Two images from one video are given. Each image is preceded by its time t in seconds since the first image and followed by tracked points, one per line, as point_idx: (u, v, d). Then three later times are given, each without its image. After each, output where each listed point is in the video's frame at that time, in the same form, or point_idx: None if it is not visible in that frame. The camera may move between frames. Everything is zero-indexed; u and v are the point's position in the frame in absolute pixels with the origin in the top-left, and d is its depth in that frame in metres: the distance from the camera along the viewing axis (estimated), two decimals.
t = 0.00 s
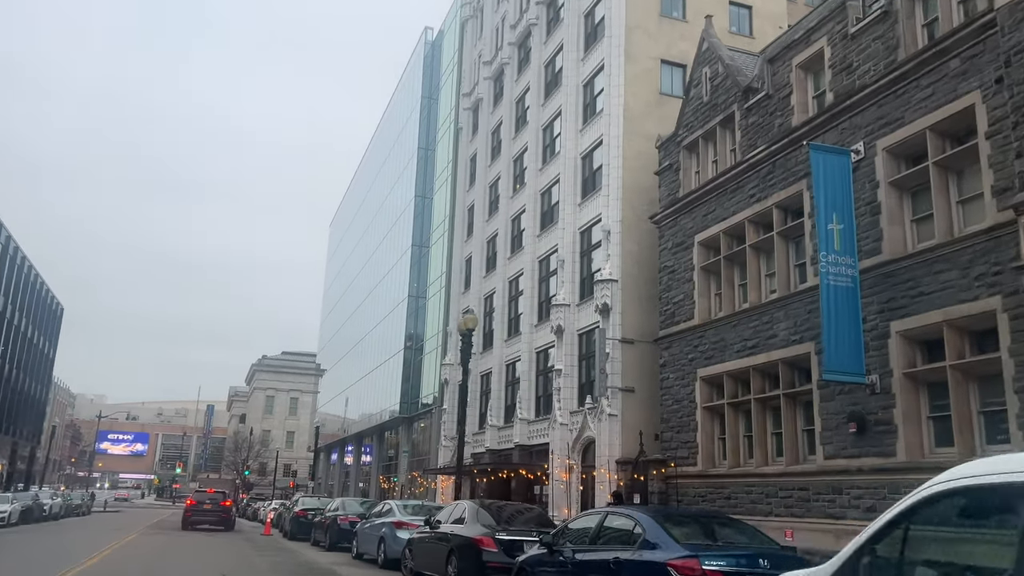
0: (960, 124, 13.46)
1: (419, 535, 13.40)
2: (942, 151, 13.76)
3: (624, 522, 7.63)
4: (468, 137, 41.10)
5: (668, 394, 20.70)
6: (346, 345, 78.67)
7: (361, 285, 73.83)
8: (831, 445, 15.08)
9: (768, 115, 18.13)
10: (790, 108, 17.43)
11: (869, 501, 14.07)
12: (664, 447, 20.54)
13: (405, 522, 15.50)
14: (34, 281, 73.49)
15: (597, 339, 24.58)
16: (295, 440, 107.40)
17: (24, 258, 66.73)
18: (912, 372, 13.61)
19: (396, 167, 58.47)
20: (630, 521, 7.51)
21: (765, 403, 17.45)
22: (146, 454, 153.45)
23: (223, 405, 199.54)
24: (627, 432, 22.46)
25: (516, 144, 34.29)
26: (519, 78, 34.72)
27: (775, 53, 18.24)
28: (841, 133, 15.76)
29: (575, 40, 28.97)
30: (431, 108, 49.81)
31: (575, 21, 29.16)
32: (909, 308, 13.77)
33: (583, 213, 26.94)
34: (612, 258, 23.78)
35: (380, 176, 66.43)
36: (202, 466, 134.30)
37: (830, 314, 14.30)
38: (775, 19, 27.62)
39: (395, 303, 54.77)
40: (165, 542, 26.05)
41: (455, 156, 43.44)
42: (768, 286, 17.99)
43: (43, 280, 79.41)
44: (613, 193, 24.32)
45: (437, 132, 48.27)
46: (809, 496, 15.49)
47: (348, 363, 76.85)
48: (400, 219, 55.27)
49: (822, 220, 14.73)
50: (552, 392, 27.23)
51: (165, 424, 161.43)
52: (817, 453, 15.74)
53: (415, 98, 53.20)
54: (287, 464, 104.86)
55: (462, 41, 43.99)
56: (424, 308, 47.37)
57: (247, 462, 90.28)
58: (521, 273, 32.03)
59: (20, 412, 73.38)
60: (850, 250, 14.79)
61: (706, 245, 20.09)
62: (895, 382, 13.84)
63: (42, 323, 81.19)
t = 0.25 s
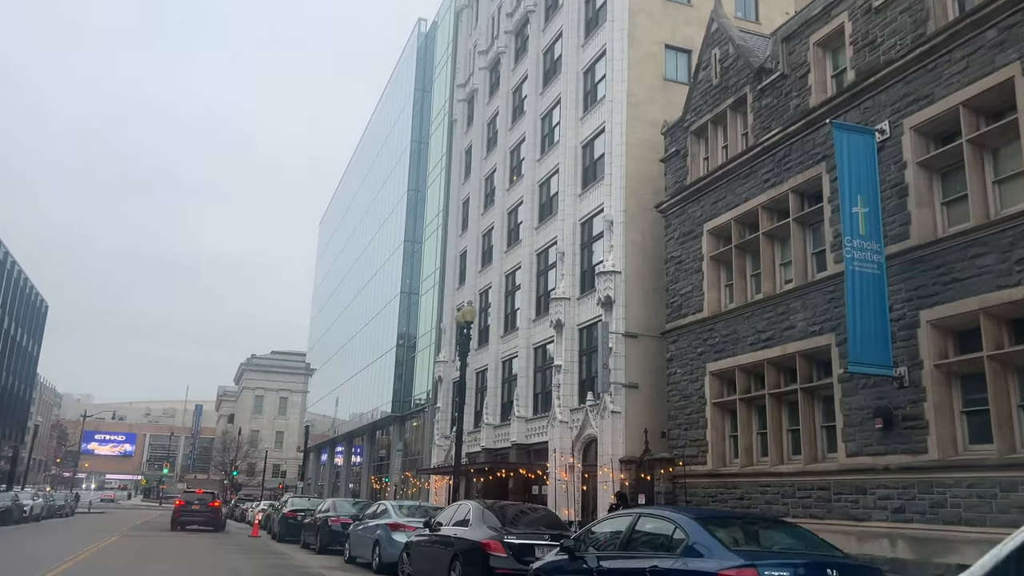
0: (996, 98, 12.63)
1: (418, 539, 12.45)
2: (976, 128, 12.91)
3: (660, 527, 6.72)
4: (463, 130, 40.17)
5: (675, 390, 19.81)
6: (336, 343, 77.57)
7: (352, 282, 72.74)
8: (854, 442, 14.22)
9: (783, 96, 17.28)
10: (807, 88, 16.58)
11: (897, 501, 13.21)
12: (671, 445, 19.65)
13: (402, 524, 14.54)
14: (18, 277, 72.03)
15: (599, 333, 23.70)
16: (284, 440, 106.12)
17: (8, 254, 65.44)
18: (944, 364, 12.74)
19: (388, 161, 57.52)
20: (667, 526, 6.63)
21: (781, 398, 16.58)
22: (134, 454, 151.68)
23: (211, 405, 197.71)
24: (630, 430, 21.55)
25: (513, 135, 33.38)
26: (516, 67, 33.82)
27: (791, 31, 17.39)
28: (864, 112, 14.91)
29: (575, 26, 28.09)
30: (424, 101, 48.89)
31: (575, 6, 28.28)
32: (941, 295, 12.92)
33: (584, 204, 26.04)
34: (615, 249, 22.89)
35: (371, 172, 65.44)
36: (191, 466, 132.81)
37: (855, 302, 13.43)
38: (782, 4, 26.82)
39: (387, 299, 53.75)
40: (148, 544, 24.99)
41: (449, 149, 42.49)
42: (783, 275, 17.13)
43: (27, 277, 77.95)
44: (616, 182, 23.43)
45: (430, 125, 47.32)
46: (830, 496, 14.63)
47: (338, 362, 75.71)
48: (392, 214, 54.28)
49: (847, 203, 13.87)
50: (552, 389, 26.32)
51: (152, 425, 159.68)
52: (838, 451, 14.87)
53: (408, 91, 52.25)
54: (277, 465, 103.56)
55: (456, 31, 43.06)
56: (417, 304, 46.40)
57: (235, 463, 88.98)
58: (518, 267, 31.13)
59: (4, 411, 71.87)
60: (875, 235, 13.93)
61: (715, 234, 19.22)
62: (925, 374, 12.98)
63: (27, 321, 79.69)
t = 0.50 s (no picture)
0: None
1: (420, 542, 11.68)
2: (1013, 107, 12.19)
3: (705, 530, 6.05)
4: (460, 123, 39.40)
5: (684, 386, 19.06)
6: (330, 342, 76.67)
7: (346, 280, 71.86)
8: (880, 440, 13.50)
9: (800, 79, 16.56)
10: (826, 70, 15.87)
11: (927, 502, 12.49)
12: (680, 444, 18.92)
13: (401, 526, 13.75)
14: (7, 274, 70.90)
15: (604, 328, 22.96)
16: (277, 440, 105.10)
17: None
18: (978, 356, 12.03)
19: (383, 157, 56.73)
20: (716, 532, 5.93)
21: (798, 394, 15.87)
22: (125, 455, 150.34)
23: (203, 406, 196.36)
24: (637, 429, 20.81)
25: (513, 126, 32.63)
26: (516, 57, 33.07)
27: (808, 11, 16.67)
28: (889, 93, 14.19)
29: (578, 13, 27.36)
30: (420, 94, 48.12)
31: None
32: (975, 283, 12.20)
33: (587, 195, 25.29)
34: (620, 241, 22.14)
35: (366, 168, 64.65)
36: (182, 466, 131.66)
37: (883, 292, 12.70)
38: None
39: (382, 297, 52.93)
40: (136, 546, 24.12)
41: (446, 142, 41.71)
42: (800, 266, 16.41)
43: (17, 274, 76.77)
44: (622, 171, 22.68)
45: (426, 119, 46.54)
46: (853, 497, 13.93)
47: (332, 361, 74.79)
48: (388, 210, 53.47)
49: (873, 187, 13.14)
50: (554, 386, 25.56)
51: (144, 424, 158.32)
52: (861, 449, 14.15)
53: (404, 86, 51.47)
54: (269, 465, 102.56)
55: (454, 22, 42.29)
56: (413, 301, 45.60)
57: (228, 463, 87.96)
58: (518, 261, 30.35)
59: None
60: (903, 221, 13.20)
61: (726, 224, 18.49)
62: (958, 367, 12.26)
63: (16, 318, 78.50)
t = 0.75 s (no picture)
0: None
1: (425, 546, 10.85)
2: None
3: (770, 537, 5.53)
4: (459, 115, 38.56)
5: (697, 381, 18.25)
6: (325, 340, 75.73)
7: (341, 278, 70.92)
8: (913, 437, 12.69)
9: (823, 58, 15.76)
10: (850, 48, 15.09)
11: (967, 503, 11.70)
12: (693, 442, 18.10)
13: (404, 528, 12.91)
14: None
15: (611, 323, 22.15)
16: (271, 440, 104.04)
17: None
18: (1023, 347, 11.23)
19: (380, 151, 55.87)
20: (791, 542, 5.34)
21: (821, 388, 15.06)
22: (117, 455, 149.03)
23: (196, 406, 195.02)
24: (646, 426, 19.99)
25: (514, 117, 31.82)
26: (517, 45, 32.25)
27: None
28: (921, 69, 13.40)
29: None
30: (418, 87, 47.27)
31: None
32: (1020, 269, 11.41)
33: (592, 186, 24.47)
34: (628, 232, 21.33)
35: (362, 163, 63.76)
36: (175, 467, 130.47)
37: (920, 278, 11.89)
38: None
39: (378, 294, 52.03)
40: (124, 548, 23.22)
41: (444, 135, 40.86)
42: (822, 255, 15.62)
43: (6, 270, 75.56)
44: (630, 160, 21.87)
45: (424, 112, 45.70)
46: (884, 497, 13.13)
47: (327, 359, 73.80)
48: (384, 205, 52.60)
49: (907, 167, 12.33)
50: (558, 382, 24.74)
51: (136, 424, 156.98)
52: (891, 447, 13.36)
53: (401, 79, 50.62)
54: (263, 465, 101.48)
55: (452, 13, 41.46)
56: (410, 298, 44.73)
57: (221, 463, 86.88)
58: (519, 255, 29.52)
59: None
60: (939, 203, 12.39)
61: (742, 212, 17.70)
62: (1001, 359, 11.46)
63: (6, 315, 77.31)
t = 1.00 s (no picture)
0: None
1: (433, 548, 10.15)
2: None
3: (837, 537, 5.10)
4: (460, 107, 37.86)
5: (710, 376, 17.56)
6: (322, 338, 74.95)
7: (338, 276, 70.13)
8: (945, 434, 12.00)
9: (845, 37, 15.09)
10: (874, 27, 14.42)
11: (1005, 504, 11.01)
12: (706, 440, 17.40)
13: (407, 529, 12.22)
14: None
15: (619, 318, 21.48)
16: (267, 440, 103.21)
17: None
18: None
19: (378, 147, 55.18)
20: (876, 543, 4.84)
21: (843, 383, 14.37)
22: (113, 455, 148.15)
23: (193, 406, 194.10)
24: (656, 424, 19.30)
25: (517, 108, 31.13)
26: (520, 35, 31.59)
27: None
28: (953, 45, 12.73)
29: None
30: (417, 80, 46.58)
31: None
32: None
33: (599, 176, 23.78)
34: (637, 223, 20.65)
35: (360, 159, 63.07)
36: (172, 466, 129.68)
37: (956, 264, 11.20)
38: None
39: (377, 291, 51.30)
40: (114, 548, 22.46)
41: (445, 128, 40.15)
42: (844, 244, 14.95)
43: None
44: (638, 148, 21.17)
45: (424, 106, 45.01)
46: (913, 497, 12.45)
47: (323, 358, 72.99)
48: (383, 201, 51.86)
49: (941, 148, 11.66)
50: (562, 379, 24.04)
51: (131, 424, 155.98)
52: (920, 444, 12.68)
53: (400, 73, 49.93)
54: (259, 465, 100.64)
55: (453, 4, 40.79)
56: (409, 294, 44.03)
57: (216, 463, 86.04)
58: (522, 249, 28.82)
59: None
60: (975, 186, 11.70)
61: (758, 200, 17.03)
62: None
63: None
